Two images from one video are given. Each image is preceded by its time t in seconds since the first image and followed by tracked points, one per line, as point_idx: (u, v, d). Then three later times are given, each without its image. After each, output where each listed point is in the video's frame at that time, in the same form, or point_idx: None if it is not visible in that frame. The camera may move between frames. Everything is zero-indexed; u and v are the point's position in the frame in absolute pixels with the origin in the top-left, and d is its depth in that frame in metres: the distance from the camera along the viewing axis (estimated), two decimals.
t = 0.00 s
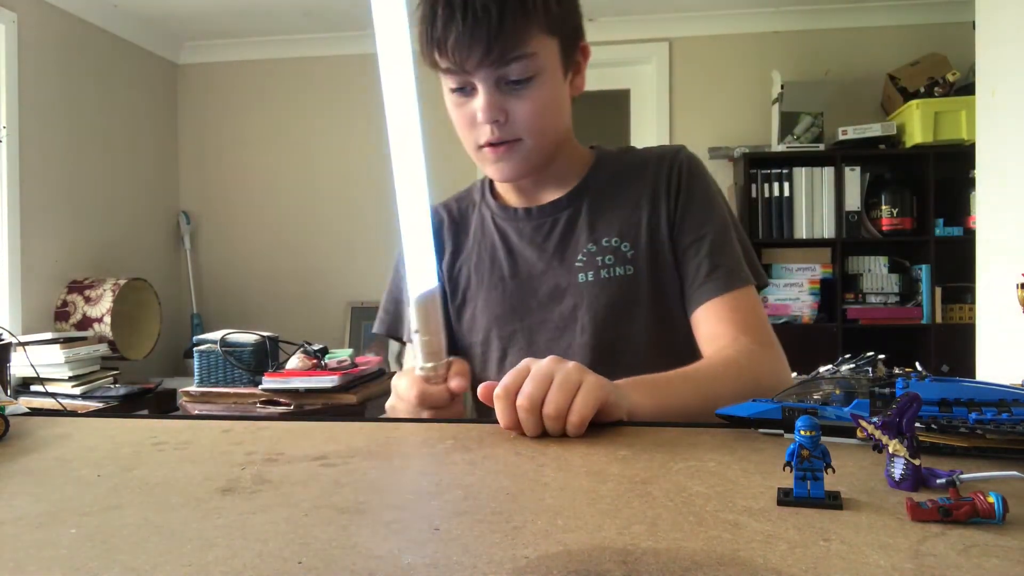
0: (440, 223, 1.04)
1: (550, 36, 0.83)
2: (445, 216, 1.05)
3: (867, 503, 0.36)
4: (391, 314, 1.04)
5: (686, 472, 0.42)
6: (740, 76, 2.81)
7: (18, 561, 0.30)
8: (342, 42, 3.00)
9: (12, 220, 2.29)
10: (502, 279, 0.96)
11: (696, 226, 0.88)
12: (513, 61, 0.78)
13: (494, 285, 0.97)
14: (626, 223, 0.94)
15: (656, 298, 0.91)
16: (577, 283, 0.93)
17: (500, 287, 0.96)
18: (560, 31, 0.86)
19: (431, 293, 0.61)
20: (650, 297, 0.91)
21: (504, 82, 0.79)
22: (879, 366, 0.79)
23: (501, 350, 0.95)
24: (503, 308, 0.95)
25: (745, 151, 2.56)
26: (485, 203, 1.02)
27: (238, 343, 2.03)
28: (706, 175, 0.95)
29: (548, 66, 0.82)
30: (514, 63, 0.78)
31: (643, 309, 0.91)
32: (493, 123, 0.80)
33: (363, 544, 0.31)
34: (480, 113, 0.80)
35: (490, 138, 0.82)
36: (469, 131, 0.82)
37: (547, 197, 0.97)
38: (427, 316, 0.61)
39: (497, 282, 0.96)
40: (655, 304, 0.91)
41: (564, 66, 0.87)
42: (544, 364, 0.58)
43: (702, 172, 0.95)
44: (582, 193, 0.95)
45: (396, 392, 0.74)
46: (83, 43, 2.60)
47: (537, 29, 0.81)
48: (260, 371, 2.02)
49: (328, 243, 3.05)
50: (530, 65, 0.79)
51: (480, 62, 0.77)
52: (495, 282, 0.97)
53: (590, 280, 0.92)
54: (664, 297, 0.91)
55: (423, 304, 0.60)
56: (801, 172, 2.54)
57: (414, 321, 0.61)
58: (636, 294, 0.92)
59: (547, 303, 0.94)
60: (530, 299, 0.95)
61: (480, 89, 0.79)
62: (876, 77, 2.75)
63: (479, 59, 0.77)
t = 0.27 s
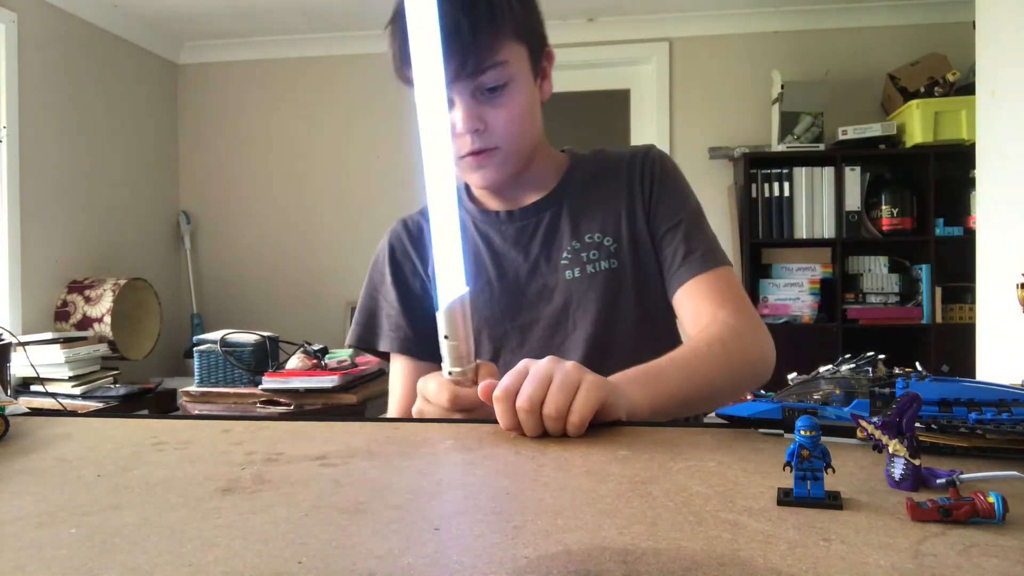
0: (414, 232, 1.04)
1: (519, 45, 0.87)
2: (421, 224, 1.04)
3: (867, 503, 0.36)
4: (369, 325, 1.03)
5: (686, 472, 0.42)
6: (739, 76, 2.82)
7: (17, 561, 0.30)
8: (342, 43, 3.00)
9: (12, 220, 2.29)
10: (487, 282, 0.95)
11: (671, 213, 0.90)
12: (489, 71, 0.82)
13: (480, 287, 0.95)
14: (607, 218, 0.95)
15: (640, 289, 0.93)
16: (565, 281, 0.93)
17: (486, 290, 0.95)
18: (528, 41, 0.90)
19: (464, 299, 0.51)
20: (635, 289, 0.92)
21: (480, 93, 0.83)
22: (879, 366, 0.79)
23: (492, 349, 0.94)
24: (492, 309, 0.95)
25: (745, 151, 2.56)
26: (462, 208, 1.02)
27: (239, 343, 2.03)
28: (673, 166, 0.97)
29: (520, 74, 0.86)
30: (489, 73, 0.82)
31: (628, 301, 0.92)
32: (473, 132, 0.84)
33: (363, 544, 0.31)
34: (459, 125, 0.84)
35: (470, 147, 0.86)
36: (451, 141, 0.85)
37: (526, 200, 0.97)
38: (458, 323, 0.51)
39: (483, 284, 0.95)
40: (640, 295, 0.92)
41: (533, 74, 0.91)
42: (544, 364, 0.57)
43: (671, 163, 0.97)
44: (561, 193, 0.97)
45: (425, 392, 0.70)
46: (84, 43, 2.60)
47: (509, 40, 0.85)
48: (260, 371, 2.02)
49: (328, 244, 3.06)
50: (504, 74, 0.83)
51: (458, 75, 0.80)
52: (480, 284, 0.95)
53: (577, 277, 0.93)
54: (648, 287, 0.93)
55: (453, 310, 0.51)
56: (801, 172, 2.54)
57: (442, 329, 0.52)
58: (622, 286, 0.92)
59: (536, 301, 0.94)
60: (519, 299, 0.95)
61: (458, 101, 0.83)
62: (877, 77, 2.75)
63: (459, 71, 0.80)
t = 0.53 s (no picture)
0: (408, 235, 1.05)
1: (506, 47, 0.88)
2: (414, 228, 1.05)
3: (867, 503, 0.36)
4: (367, 329, 1.03)
5: (686, 472, 0.42)
6: (739, 76, 2.81)
7: (18, 561, 0.30)
8: (342, 43, 3.00)
9: (12, 220, 2.29)
10: (480, 281, 0.96)
11: (662, 209, 0.90)
12: (475, 74, 0.82)
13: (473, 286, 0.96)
14: (598, 218, 0.95)
15: (632, 286, 0.92)
16: (557, 279, 0.93)
17: (478, 289, 0.95)
18: (515, 44, 0.90)
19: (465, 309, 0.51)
20: (627, 287, 0.92)
21: (469, 96, 0.83)
22: (877, 366, 0.79)
23: (486, 349, 0.94)
24: (485, 308, 0.95)
25: (745, 151, 2.56)
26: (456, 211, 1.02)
27: (239, 343, 2.03)
28: (664, 164, 0.98)
29: (507, 76, 0.86)
30: (475, 76, 0.82)
31: (621, 299, 0.92)
32: (462, 136, 0.84)
33: (363, 544, 0.31)
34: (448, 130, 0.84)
35: (460, 151, 0.86)
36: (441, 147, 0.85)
37: (519, 201, 0.98)
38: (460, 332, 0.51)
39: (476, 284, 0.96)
40: (632, 293, 0.92)
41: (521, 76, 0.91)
42: (542, 365, 0.57)
43: (661, 161, 0.97)
44: (553, 194, 0.97)
45: (428, 401, 0.70)
46: (84, 43, 2.60)
47: (494, 43, 0.85)
48: (260, 371, 2.02)
49: (327, 244, 3.06)
50: (491, 77, 0.83)
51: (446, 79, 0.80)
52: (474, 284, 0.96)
53: (570, 276, 0.93)
54: (640, 284, 0.92)
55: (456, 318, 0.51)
56: (801, 172, 2.54)
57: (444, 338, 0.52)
58: (614, 284, 0.92)
59: (529, 300, 0.94)
60: (512, 298, 0.95)
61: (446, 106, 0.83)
62: (877, 76, 2.75)
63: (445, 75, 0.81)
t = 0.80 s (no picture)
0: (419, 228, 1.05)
1: (521, 43, 0.88)
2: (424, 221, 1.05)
3: (867, 503, 0.36)
4: (374, 320, 1.03)
5: (686, 472, 0.42)
6: (739, 76, 2.81)
7: (17, 562, 0.30)
8: (342, 43, 3.00)
9: (12, 220, 2.29)
10: (486, 276, 0.96)
11: (672, 209, 0.90)
12: (490, 67, 0.83)
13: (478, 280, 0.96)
14: (607, 216, 0.95)
15: (638, 286, 0.92)
16: (563, 276, 0.93)
17: (484, 284, 0.95)
18: (530, 40, 0.91)
19: (465, 297, 0.51)
20: (632, 285, 0.92)
21: (482, 87, 0.83)
22: (878, 366, 0.79)
23: (489, 344, 0.94)
24: (491, 303, 0.94)
25: (745, 151, 2.56)
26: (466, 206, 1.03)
27: (239, 343, 2.03)
28: (676, 165, 0.97)
29: (522, 71, 0.87)
30: (490, 68, 0.83)
31: (626, 297, 0.92)
32: (474, 126, 0.84)
33: (363, 544, 0.31)
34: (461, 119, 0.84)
35: (471, 142, 0.86)
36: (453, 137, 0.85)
37: (529, 197, 0.98)
38: (459, 320, 0.51)
39: (481, 278, 0.96)
40: (639, 292, 0.92)
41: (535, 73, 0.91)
42: (541, 366, 0.57)
43: (673, 162, 0.97)
44: (563, 191, 0.97)
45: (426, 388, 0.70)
46: (84, 43, 2.61)
47: (510, 37, 0.86)
48: (260, 371, 2.02)
49: (328, 244, 3.06)
50: (506, 70, 0.84)
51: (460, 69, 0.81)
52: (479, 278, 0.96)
53: (576, 272, 0.93)
54: (647, 284, 0.92)
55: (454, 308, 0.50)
56: (801, 172, 2.54)
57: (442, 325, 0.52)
58: (620, 283, 0.92)
59: (534, 296, 0.94)
60: (517, 293, 0.95)
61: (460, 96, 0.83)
62: (877, 76, 2.75)
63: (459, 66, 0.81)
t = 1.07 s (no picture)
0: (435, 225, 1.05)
1: (541, 43, 0.88)
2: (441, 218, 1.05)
3: (867, 503, 0.36)
4: (388, 315, 1.03)
5: (686, 472, 0.42)
6: (739, 76, 2.82)
7: (17, 562, 0.30)
8: (342, 43, 3.00)
9: (12, 220, 2.29)
10: (498, 275, 0.96)
11: (687, 212, 0.89)
12: (510, 64, 0.83)
13: (491, 278, 0.96)
14: (621, 217, 0.94)
15: (651, 289, 0.92)
16: (576, 276, 0.93)
17: (496, 283, 0.96)
18: (550, 39, 0.90)
19: (477, 291, 0.50)
20: (644, 287, 0.92)
21: (502, 84, 0.83)
22: (879, 366, 0.79)
23: (499, 344, 0.94)
24: (503, 302, 0.95)
25: (745, 151, 2.56)
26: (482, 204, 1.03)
27: (238, 343, 2.03)
28: (694, 168, 0.96)
29: (542, 70, 0.86)
30: (509, 66, 0.83)
31: (638, 298, 0.92)
32: (492, 123, 0.83)
33: (363, 544, 0.31)
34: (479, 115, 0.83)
35: (489, 139, 0.85)
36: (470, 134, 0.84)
37: (544, 197, 0.98)
38: (470, 314, 0.50)
39: (494, 276, 0.96)
40: (651, 294, 0.92)
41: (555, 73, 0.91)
42: (541, 366, 0.57)
43: (691, 164, 0.96)
44: (578, 191, 0.97)
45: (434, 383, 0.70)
46: (84, 43, 2.61)
47: (530, 36, 0.85)
48: (260, 371, 2.02)
49: (327, 244, 3.06)
50: (526, 68, 0.84)
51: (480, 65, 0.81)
52: (492, 277, 0.96)
53: (588, 273, 0.93)
54: (659, 286, 0.91)
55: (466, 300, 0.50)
56: (801, 172, 2.54)
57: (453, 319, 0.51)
58: (632, 285, 0.92)
59: (546, 296, 0.95)
60: (529, 293, 0.95)
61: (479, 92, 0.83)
62: (877, 76, 2.75)
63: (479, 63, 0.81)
